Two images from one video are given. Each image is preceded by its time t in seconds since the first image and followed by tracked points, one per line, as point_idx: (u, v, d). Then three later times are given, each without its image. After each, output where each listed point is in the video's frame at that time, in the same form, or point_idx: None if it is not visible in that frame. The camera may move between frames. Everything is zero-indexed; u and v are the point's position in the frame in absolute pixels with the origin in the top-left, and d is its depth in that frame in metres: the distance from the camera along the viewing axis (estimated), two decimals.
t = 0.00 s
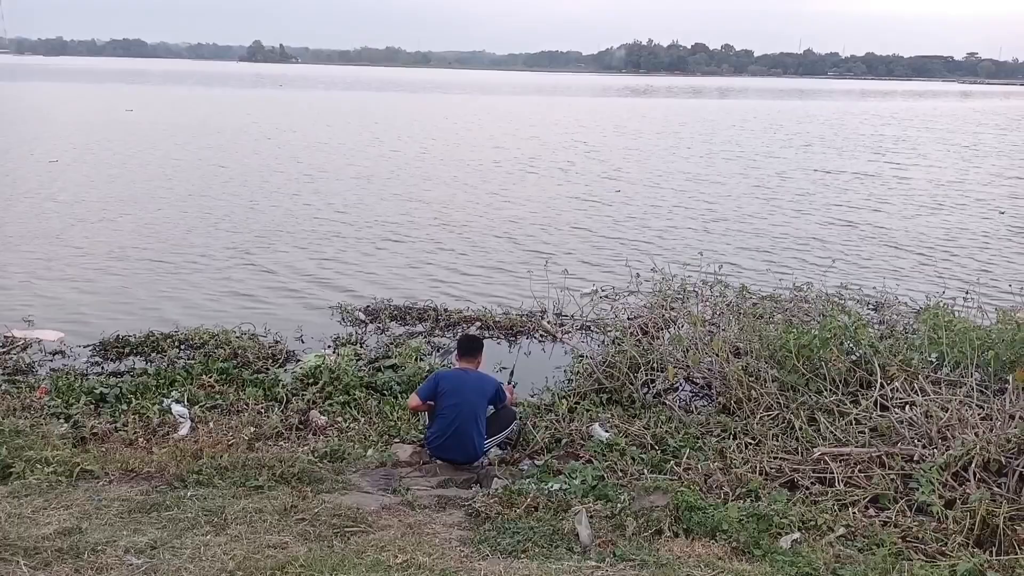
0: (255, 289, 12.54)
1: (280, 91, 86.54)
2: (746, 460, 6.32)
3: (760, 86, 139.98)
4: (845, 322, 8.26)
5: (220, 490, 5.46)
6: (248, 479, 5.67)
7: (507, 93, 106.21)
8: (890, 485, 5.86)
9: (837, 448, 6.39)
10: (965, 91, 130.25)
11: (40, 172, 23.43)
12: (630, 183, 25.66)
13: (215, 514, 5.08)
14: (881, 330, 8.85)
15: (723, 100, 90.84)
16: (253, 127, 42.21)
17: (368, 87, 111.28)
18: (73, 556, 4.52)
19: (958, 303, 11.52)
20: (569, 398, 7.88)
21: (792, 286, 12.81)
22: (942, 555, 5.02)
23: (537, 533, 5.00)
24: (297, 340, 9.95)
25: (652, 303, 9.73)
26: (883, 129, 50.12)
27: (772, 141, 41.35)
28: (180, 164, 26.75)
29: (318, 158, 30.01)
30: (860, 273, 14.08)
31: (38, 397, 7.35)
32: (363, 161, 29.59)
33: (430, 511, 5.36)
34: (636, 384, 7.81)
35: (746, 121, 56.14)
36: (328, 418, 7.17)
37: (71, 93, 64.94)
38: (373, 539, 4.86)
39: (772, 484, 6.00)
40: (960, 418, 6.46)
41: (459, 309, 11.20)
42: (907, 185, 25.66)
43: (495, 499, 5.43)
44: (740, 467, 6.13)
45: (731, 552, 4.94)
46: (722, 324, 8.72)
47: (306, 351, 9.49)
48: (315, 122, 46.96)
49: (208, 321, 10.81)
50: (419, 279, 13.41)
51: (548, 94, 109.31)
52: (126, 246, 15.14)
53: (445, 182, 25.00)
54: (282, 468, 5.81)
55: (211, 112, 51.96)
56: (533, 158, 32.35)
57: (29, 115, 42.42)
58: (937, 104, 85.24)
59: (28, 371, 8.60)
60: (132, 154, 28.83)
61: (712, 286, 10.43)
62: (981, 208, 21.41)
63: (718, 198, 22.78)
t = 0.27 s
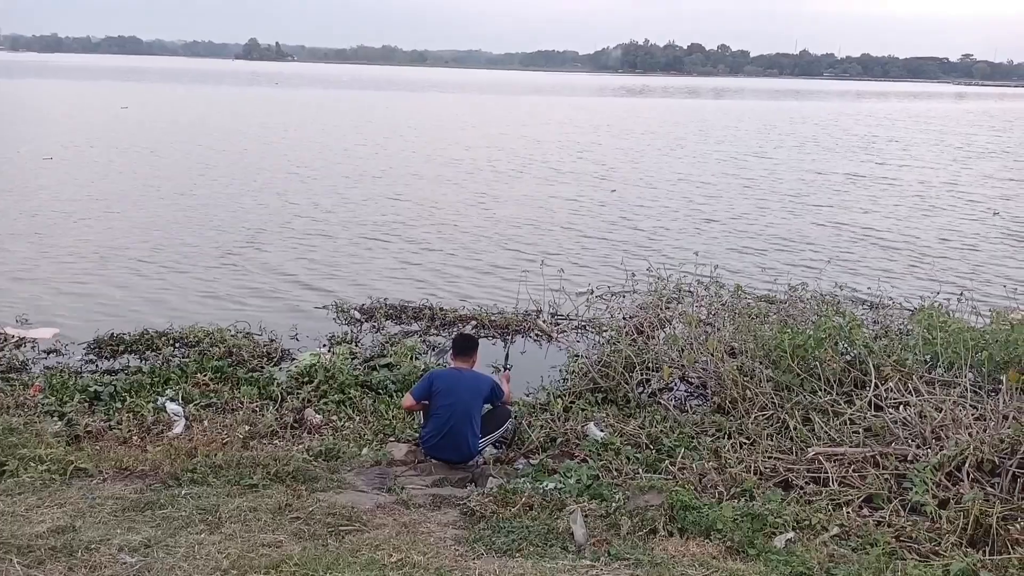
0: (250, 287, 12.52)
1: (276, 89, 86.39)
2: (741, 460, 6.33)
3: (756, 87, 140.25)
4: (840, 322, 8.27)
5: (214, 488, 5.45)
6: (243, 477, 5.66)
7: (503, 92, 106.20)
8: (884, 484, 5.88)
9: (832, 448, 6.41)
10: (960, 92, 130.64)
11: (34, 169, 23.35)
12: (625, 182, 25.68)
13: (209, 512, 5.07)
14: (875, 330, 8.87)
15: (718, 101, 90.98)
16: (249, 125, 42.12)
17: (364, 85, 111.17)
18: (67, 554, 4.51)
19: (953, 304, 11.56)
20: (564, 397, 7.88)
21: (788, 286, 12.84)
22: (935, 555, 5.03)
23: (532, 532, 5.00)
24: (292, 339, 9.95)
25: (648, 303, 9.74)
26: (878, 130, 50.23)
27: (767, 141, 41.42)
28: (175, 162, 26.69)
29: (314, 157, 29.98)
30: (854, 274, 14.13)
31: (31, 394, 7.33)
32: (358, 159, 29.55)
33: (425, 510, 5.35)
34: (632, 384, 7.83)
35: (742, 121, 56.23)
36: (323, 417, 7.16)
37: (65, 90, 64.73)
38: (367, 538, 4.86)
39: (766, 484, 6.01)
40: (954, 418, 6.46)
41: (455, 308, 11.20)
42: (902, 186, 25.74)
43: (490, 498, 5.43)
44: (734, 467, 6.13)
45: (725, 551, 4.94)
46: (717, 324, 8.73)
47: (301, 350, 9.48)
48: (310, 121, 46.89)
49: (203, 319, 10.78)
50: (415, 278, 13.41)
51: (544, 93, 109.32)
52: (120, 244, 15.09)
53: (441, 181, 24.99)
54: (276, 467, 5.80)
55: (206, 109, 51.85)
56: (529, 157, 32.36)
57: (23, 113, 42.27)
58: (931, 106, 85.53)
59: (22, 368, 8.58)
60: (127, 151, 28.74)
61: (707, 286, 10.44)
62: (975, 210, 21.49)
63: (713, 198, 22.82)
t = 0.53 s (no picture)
0: (244, 286, 12.49)
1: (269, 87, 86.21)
2: (734, 460, 6.34)
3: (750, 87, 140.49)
4: (834, 322, 8.29)
5: (207, 487, 5.44)
6: (236, 476, 5.65)
7: (498, 91, 106.16)
8: (877, 484, 5.89)
9: (825, 448, 6.42)
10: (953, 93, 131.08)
11: (26, 166, 23.26)
12: (620, 182, 25.71)
13: (202, 512, 5.05)
14: (869, 331, 8.89)
15: (713, 101, 91.14)
16: (243, 123, 42.02)
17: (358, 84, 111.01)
18: (59, 553, 4.49)
19: (946, 304, 11.60)
20: (559, 397, 7.88)
21: (782, 286, 12.87)
22: (927, 554, 5.05)
23: (526, 531, 5.00)
24: (286, 337, 9.93)
25: (642, 303, 9.74)
26: (871, 131, 50.38)
27: (761, 141, 41.50)
28: (169, 159, 26.61)
29: (308, 155, 29.92)
30: (848, 274, 14.16)
31: (24, 393, 7.30)
32: (353, 158, 29.51)
33: (419, 509, 5.35)
34: (626, 383, 7.84)
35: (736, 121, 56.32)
36: (317, 416, 7.15)
37: (58, 87, 64.49)
38: (361, 537, 4.85)
39: (760, 484, 6.02)
40: (946, 418, 6.49)
41: (450, 307, 11.19)
42: (896, 188, 25.82)
43: (484, 497, 5.42)
44: (728, 466, 6.15)
45: (718, 550, 4.95)
46: (711, 324, 8.75)
47: (295, 349, 9.46)
48: (305, 119, 46.80)
49: (196, 317, 10.76)
50: (410, 277, 13.40)
51: (539, 92, 109.33)
52: (113, 242, 15.04)
53: (436, 179, 24.98)
54: (270, 466, 5.78)
55: (200, 107, 51.73)
56: (524, 157, 32.37)
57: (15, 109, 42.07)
58: (924, 106, 85.83)
59: (14, 367, 8.54)
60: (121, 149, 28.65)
61: (702, 286, 10.46)
62: (969, 211, 21.57)
63: (708, 198, 22.86)
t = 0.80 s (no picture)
0: (239, 287, 12.47)
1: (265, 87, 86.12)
2: (730, 461, 6.35)
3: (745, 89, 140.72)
4: (829, 323, 8.30)
5: (202, 488, 5.42)
6: (231, 477, 5.63)
7: (494, 92, 106.19)
8: (872, 485, 5.90)
9: (820, 449, 6.43)
10: (948, 95, 131.46)
11: (21, 167, 23.20)
12: (616, 183, 25.73)
13: (197, 513, 5.04)
14: (864, 332, 8.90)
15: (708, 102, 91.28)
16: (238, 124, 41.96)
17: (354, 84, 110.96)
18: (53, 554, 4.48)
19: (941, 305, 11.62)
20: (554, 398, 7.88)
21: (777, 287, 12.88)
22: (923, 555, 5.05)
23: (521, 532, 5.00)
24: (282, 338, 9.92)
25: (638, 303, 9.74)
26: (866, 133, 50.49)
27: (757, 142, 41.57)
28: (164, 160, 26.56)
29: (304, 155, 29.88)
30: (843, 275, 14.19)
31: (18, 393, 7.28)
32: (348, 159, 29.49)
33: (415, 510, 5.34)
34: (621, 384, 7.84)
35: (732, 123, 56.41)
36: (312, 416, 7.14)
37: (53, 87, 64.43)
38: (356, 538, 4.84)
39: (755, 485, 6.03)
40: (941, 419, 6.49)
41: (445, 308, 11.18)
42: (890, 189, 25.88)
43: (479, 498, 5.42)
44: (724, 467, 6.15)
45: (714, 551, 4.95)
46: (706, 325, 8.75)
47: (290, 350, 9.45)
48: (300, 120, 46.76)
49: (191, 318, 10.74)
50: (405, 278, 13.39)
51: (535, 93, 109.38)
52: (108, 242, 15.00)
53: (432, 180, 24.98)
54: (264, 467, 5.77)
55: (196, 108, 51.67)
56: (520, 157, 32.40)
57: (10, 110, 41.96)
58: (919, 108, 86.09)
59: (8, 368, 8.52)
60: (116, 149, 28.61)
61: (697, 286, 10.47)
62: (963, 212, 21.62)
63: (704, 199, 22.89)
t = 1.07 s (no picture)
0: (236, 287, 12.47)
1: (262, 87, 86.09)
2: (726, 462, 6.36)
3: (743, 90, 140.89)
4: (825, 325, 8.31)
5: (199, 489, 5.42)
6: (227, 478, 5.63)
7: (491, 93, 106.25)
8: (868, 486, 5.91)
9: (817, 450, 6.44)
10: (944, 96, 131.74)
11: (17, 167, 23.16)
12: (613, 184, 25.76)
13: (194, 513, 5.04)
14: (860, 333, 8.92)
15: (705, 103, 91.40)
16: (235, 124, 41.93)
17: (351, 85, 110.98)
18: (50, 555, 4.48)
19: (937, 307, 11.65)
20: (551, 399, 7.89)
21: (773, 288, 12.90)
22: (919, 556, 5.06)
23: (518, 533, 5.00)
24: (278, 338, 9.92)
25: (634, 305, 9.75)
26: (863, 134, 50.59)
27: (753, 144, 41.61)
28: (160, 160, 26.54)
29: (301, 156, 29.86)
30: (839, 276, 14.21)
31: (15, 393, 7.27)
32: (345, 159, 29.48)
33: (411, 511, 5.35)
34: (618, 385, 7.85)
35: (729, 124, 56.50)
36: (309, 417, 7.14)
37: (49, 87, 64.32)
38: (352, 538, 4.84)
39: (751, 486, 6.04)
40: (937, 421, 6.50)
41: (442, 309, 11.18)
42: (887, 190, 25.93)
43: (476, 499, 5.42)
44: (720, 468, 6.16)
45: (710, 552, 4.96)
46: (703, 326, 8.76)
47: (287, 350, 9.45)
48: (297, 120, 46.72)
49: (188, 318, 10.73)
50: (403, 279, 13.39)
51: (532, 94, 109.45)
52: (104, 242, 14.99)
53: (429, 181, 24.99)
54: (261, 467, 5.77)
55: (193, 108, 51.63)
56: (517, 158, 32.43)
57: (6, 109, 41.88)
58: (915, 109, 86.23)
59: (5, 368, 8.51)
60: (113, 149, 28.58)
61: (694, 287, 10.48)
62: (959, 214, 21.67)
63: (700, 201, 22.92)
